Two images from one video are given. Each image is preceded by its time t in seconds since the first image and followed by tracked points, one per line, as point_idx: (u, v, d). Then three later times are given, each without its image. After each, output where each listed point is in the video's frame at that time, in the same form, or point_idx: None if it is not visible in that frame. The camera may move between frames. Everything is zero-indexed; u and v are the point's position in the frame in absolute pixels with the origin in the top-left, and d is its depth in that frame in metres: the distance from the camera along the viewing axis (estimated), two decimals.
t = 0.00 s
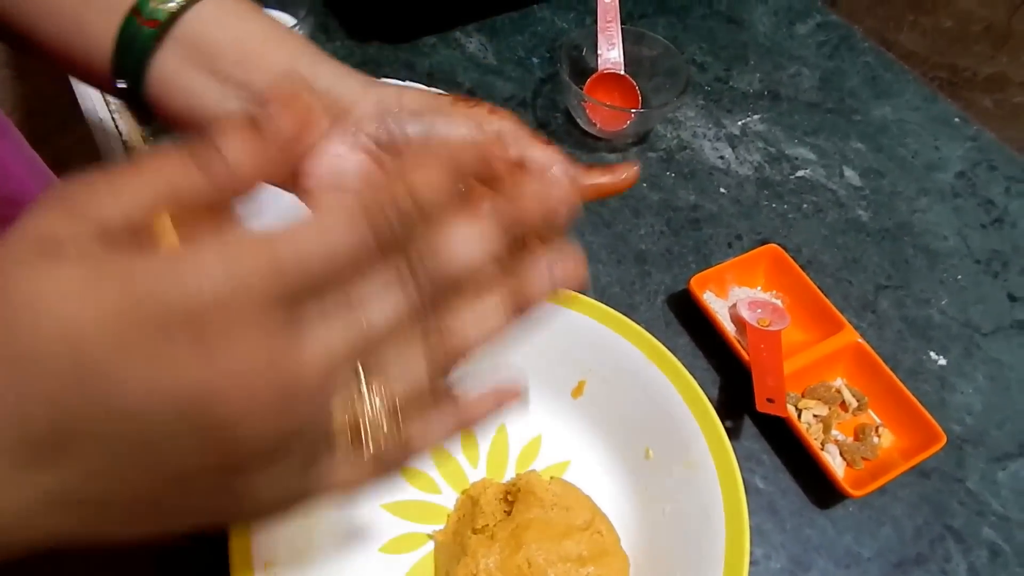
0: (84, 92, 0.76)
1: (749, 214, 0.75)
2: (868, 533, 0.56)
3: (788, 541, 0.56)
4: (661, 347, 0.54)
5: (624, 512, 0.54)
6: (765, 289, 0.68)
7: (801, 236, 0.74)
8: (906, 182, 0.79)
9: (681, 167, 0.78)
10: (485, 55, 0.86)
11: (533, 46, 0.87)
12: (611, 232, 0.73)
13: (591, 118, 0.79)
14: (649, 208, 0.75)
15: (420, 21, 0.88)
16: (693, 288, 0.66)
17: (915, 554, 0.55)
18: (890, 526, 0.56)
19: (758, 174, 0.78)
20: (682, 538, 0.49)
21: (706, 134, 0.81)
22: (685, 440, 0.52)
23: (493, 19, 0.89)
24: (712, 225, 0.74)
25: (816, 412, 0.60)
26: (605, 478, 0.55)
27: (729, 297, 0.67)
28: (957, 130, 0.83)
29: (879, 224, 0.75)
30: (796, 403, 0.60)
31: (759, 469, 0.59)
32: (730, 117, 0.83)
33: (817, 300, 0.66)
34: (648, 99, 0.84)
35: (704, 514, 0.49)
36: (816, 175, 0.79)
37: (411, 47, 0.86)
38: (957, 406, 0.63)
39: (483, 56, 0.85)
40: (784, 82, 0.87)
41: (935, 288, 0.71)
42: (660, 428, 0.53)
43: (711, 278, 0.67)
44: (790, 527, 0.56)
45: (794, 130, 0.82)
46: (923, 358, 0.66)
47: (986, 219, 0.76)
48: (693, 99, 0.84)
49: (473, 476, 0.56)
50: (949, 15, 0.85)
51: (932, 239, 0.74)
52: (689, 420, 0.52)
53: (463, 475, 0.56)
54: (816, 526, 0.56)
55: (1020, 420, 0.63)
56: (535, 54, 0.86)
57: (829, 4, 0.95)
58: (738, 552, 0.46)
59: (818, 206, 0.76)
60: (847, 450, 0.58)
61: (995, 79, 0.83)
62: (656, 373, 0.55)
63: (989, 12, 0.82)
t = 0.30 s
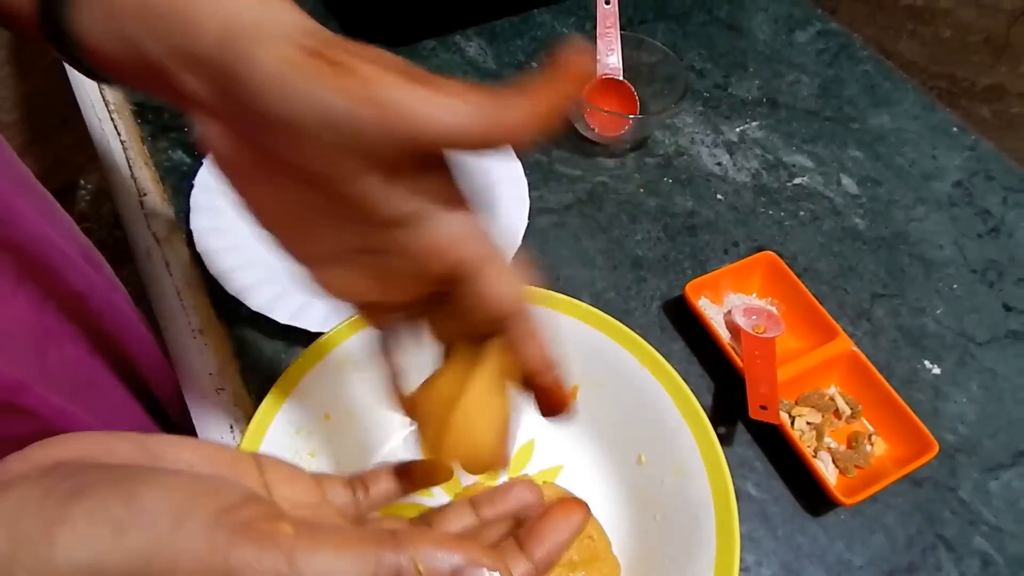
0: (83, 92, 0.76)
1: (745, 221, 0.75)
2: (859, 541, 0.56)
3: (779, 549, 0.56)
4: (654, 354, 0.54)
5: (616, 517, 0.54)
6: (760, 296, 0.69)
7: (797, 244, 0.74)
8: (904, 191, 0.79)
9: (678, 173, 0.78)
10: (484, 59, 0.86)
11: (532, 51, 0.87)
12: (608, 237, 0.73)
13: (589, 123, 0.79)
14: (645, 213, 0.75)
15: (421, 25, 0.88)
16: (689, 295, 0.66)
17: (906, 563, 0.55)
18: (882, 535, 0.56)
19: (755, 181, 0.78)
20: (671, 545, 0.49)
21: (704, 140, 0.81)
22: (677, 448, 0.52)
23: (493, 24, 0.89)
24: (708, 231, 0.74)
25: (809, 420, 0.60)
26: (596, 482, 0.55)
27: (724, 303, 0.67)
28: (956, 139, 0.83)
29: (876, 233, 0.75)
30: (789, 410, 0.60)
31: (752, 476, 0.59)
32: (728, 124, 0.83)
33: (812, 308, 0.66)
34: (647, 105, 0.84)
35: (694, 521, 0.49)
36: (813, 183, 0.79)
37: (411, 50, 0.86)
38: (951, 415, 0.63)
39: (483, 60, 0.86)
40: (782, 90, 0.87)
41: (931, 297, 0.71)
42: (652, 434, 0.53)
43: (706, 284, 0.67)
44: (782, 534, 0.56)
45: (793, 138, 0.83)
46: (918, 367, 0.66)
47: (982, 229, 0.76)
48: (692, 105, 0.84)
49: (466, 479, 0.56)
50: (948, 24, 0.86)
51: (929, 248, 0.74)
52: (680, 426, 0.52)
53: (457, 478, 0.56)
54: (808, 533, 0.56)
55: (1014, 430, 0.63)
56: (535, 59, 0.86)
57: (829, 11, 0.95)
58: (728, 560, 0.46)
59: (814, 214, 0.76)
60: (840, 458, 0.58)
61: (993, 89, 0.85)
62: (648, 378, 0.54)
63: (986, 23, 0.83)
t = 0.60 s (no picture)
0: (80, 91, 0.77)
1: (740, 220, 0.75)
2: (853, 539, 0.56)
3: (773, 547, 0.56)
4: (648, 351, 0.54)
5: (610, 515, 0.54)
6: (755, 294, 0.69)
7: (792, 243, 0.74)
8: (899, 191, 0.79)
9: (674, 173, 0.78)
10: (481, 58, 0.86)
11: (528, 51, 0.87)
12: (603, 236, 0.73)
13: (585, 122, 0.79)
14: (641, 213, 0.75)
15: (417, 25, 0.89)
16: (683, 294, 0.66)
17: (899, 561, 0.55)
18: (876, 533, 0.56)
19: (751, 180, 0.78)
20: (664, 542, 0.49)
21: (700, 139, 0.82)
22: (670, 445, 0.52)
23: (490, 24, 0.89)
24: (703, 231, 0.74)
25: (803, 418, 0.60)
26: (591, 480, 0.55)
27: (719, 302, 0.67)
28: (950, 139, 0.83)
29: (871, 232, 0.75)
30: (783, 409, 0.60)
31: (746, 474, 0.59)
32: (724, 123, 0.83)
33: (806, 306, 0.66)
34: (643, 105, 0.84)
35: (687, 517, 0.49)
36: (809, 183, 0.79)
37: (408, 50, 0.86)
38: (945, 414, 0.63)
39: (479, 59, 0.86)
40: (778, 90, 0.87)
41: (926, 296, 0.71)
42: (645, 431, 0.53)
43: (700, 283, 0.67)
44: (775, 532, 0.56)
45: (788, 138, 0.83)
46: (912, 366, 0.66)
47: (978, 228, 0.76)
48: (687, 105, 0.84)
49: (459, 476, 0.56)
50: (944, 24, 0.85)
51: (924, 248, 0.75)
52: (673, 422, 0.52)
53: (451, 476, 0.56)
54: (801, 532, 0.56)
55: (1008, 429, 0.63)
56: (531, 59, 0.87)
57: (825, 12, 0.95)
58: (720, 556, 0.46)
59: (809, 214, 0.77)
60: (833, 456, 0.58)
61: (988, 90, 0.84)
62: (640, 376, 0.54)
63: (981, 24, 0.82)
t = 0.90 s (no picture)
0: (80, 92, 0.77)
1: (739, 215, 0.75)
2: (853, 531, 0.56)
3: (773, 539, 0.56)
4: (649, 347, 0.54)
5: (610, 507, 0.54)
6: (754, 288, 0.69)
7: (791, 237, 0.74)
8: (897, 184, 0.79)
9: (672, 168, 0.79)
10: (478, 55, 0.86)
11: (526, 48, 0.87)
12: (602, 232, 0.73)
13: (583, 118, 0.79)
14: (639, 208, 0.75)
15: (414, 22, 0.89)
16: (682, 288, 0.66)
17: (899, 553, 0.56)
18: (876, 525, 0.57)
19: (749, 175, 0.79)
20: (664, 535, 0.49)
21: (698, 135, 0.82)
22: (670, 439, 0.52)
23: (487, 22, 0.89)
24: (701, 226, 0.74)
25: (802, 411, 0.60)
26: (590, 473, 0.56)
27: (718, 297, 0.67)
28: (948, 132, 0.84)
29: (869, 226, 0.75)
30: (782, 402, 0.60)
31: (746, 467, 0.59)
32: (721, 119, 0.83)
33: (805, 300, 0.66)
34: (641, 101, 0.84)
35: (687, 510, 0.49)
36: (807, 177, 0.79)
37: (405, 47, 0.86)
38: (944, 406, 0.63)
39: (477, 57, 0.86)
40: (776, 85, 0.87)
41: (924, 289, 0.71)
42: (645, 424, 0.53)
43: (699, 277, 0.67)
44: (775, 525, 0.56)
45: (786, 132, 0.83)
46: (911, 359, 0.66)
47: (976, 221, 0.76)
48: (685, 100, 0.85)
49: (459, 471, 0.56)
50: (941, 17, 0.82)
51: (922, 241, 0.75)
52: (673, 416, 0.52)
53: (451, 470, 0.56)
54: (801, 524, 0.56)
55: (1007, 421, 0.63)
56: (529, 56, 0.87)
57: (822, 7, 0.95)
58: (720, 548, 0.46)
59: (808, 208, 0.77)
60: (833, 449, 0.58)
61: (985, 83, 0.80)
62: (642, 371, 0.55)
63: (977, 18, 0.77)
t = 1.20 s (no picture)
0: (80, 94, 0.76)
1: (739, 213, 0.76)
2: (856, 526, 0.56)
3: (777, 535, 0.56)
4: (651, 343, 0.54)
5: (614, 505, 0.54)
6: (755, 286, 0.69)
7: (791, 235, 0.75)
8: (896, 182, 0.79)
9: (672, 167, 0.79)
10: (478, 56, 0.86)
11: (526, 48, 0.88)
12: (602, 231, 0.73)
13: (583, 118, 0.79)
14: (640, 207, 0.75)
15: (414, 23, 0.89)
16: (683, 286, 0.66)
17: (902, 548, 0.56)
18: (879, 520, 0.57)
19: (749, 174, 0.79)
20: (669, 533, 0.49)
21: (698, 134, 0.82)
22: (673, 435, 0.52)
23: (487, 22, 0.90)
24: (702, 224, 0.74)
25: (805, 407, 0.60)
26: (595, 471, 0.56)
27: (719, 294, 0.67)
28: (947, 130, 0.84)
29: (869, 223, 0.76)
30: (784, 399, 0.61)
31: (749, 464, 0.59)
32: (721, 118, 0.84)
33: (807, 297, 0.66)
34: (641, 100, 0.85)
35: (692, 507, 0.49)
36: (807, 175, 0.79)
37: (405, 48, 0.86)
38: (945, 402, 0.64)
39: (477, 57, 0.86)
40: (775, 83, 0.88)
41: (925, 286, 0.71)
42: (649, 422, 0.54)
43: (700, 275, 0.67)
44: (778, 521, 0.57)
45: (785, 131, 0.83)
46: (912, 355, 0.67)
47: (975, 218, 0.77)
48: (685, 99, 0.85)
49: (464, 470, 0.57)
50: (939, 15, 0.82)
51: (922, 238, 0.75)
52: (677, 413, 0.52)
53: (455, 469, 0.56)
54: (805, 520, 0.57)
55: (1008, 416, 0.63)
56: (528, 56, 0.87)
57: (821, 5, 0.95)
58: (724, 547, 0.46)
59: (808, 206, 0.77)
60: (835, 445, 0.58)
61: (984, 80, 0.81)
62: (645, 368, 0.55)
63: (976, 15, 0.78)
